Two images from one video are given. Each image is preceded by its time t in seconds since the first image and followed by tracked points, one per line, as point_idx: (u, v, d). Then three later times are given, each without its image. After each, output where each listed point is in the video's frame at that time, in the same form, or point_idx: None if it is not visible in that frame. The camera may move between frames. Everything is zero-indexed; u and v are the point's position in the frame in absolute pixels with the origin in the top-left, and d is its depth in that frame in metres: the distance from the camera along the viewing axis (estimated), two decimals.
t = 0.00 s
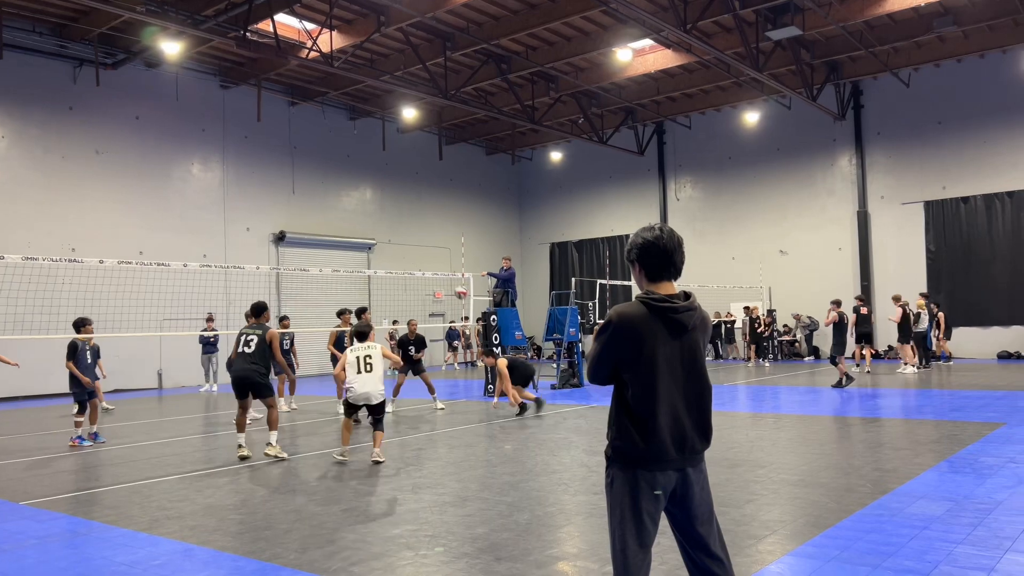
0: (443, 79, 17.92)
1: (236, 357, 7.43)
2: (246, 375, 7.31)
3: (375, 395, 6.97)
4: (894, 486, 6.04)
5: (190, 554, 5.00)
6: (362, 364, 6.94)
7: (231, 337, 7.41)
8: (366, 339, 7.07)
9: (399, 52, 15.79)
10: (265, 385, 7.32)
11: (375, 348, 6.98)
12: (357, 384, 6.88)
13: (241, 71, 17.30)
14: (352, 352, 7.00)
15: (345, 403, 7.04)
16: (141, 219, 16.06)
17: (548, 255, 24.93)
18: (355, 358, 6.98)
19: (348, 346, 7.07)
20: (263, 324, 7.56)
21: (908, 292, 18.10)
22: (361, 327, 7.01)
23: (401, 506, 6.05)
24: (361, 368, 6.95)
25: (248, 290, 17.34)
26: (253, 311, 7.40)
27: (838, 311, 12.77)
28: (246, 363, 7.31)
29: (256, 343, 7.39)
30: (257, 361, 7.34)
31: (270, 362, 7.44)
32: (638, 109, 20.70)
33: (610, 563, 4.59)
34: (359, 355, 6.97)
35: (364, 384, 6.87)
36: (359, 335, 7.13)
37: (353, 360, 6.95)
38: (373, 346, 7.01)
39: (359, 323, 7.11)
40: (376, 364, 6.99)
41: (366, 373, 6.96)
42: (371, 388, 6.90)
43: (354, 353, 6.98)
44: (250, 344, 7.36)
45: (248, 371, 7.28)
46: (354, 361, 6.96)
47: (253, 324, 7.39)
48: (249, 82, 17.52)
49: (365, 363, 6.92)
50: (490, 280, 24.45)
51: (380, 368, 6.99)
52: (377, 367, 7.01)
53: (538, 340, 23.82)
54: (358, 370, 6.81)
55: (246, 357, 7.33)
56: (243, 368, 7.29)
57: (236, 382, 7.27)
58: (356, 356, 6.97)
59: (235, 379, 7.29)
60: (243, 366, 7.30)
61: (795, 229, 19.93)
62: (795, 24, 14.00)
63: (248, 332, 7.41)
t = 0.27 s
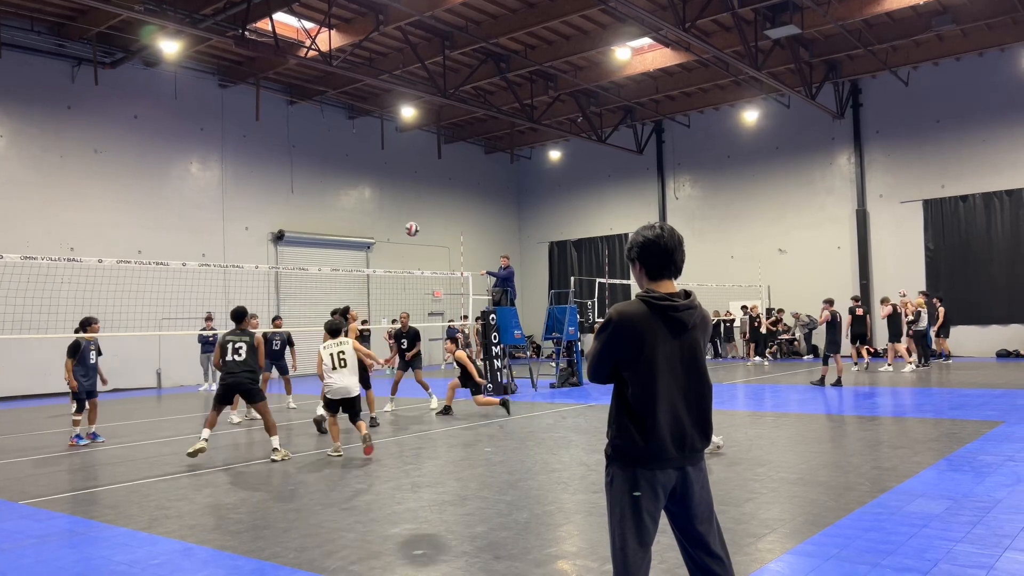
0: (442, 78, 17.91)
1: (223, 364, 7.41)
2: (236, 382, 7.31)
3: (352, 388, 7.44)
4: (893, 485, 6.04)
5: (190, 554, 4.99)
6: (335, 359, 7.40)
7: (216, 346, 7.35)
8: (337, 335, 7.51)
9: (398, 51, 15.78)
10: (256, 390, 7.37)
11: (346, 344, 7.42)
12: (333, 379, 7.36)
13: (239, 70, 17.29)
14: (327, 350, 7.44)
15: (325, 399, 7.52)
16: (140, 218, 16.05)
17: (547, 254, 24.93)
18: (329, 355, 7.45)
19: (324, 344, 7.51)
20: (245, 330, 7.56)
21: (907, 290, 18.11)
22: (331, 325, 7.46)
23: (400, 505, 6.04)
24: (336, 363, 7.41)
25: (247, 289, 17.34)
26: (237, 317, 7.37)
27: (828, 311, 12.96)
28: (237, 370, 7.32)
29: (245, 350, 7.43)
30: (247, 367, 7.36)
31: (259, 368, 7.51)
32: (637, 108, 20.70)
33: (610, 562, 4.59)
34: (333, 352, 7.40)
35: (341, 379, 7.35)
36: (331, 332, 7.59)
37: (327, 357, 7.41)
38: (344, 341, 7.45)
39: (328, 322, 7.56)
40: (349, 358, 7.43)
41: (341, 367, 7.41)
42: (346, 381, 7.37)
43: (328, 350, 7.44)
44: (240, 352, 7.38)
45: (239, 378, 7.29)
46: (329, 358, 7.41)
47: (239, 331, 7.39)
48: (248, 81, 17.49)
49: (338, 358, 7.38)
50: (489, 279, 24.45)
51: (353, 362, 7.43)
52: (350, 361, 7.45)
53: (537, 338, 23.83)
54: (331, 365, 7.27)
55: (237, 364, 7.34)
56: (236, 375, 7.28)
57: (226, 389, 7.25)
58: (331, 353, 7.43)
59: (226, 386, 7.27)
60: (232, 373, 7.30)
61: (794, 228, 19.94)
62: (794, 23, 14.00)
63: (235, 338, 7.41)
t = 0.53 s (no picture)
0: (447, 76, 17.91)
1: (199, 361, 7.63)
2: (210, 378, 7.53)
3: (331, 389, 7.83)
4: (900, 483, 6.03)
5: (197, 551, 5.01)
6: (321, 360, 7.80)
7: (194, 342, 7.58)
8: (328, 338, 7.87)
9: (403, 50, 15.79)
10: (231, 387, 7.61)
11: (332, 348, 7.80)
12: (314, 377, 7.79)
13: (245, 69, 17.33)
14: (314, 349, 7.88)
15: (307, 393, 7.98)
16: (146, 216, 16.08)
17: (553, 253, 24.92)
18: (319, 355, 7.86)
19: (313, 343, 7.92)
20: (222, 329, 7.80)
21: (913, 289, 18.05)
22: (321, 328, 7.83)
23: (406, 503, 6.05)
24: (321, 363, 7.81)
25: (253, 287, 17.38)
26: (212, 316, 7.56)
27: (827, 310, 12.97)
28: (213, 366, 7.56)
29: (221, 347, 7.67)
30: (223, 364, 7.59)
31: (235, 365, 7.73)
32: (643, 106, 20.69)
33: (616, 560, 4.59)
34: (319, 353, 7.82)
35: (320, 379, 7.76)
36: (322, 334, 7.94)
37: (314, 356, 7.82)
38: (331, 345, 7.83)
39: (321, 324, 7.88)
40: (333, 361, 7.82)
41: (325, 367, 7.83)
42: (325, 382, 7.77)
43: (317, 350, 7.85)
44: (215, 349, 7.62)
45: (215, 374, 7.52)
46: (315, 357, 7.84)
47: (216, 329, 7.64)
48: (254, 80, 17.51)
49: (322, 359, 7.78)
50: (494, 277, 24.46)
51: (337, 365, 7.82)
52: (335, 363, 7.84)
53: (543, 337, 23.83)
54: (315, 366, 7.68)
55: (212, 360, 7.58)
56: (212, 371, 7.52)
57: (201, 385, 7.47)
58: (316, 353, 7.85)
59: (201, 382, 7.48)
60: (208, 369, 7.52)
61: (800, 226, 19.90)
62: (800, 20, 13.97)
63: (212, 336, 7.65)
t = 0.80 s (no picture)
0: (457, 75, 17.91)
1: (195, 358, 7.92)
2: (204, 375, 7.81)
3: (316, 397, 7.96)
4: (913, 483, 6.00)
5: (210, 548, 5.04)
6: (305, 370, 7.91)
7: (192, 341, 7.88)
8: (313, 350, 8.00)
9: (413, 48, 15.80)
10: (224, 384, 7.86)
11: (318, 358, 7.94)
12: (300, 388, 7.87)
13: (256, 68, 17.39)
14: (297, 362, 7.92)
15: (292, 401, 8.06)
16: (158, 215, 16.16)
17: (562, 251, 24.90)
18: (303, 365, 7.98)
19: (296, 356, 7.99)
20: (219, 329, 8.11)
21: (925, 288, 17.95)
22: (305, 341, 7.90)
23: (417, 501, 6.07)
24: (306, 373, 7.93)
25: (264, 285, 17.44)
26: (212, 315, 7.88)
27: (829, 308, 12.84)
28: (210, 363, 7.84)
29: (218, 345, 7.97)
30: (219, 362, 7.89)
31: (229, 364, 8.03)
32: (653, 104, 20.65)
33: (627, 559, 4.58)
34: (303, 364, 7.89)
35: (307, 388, 7.86)
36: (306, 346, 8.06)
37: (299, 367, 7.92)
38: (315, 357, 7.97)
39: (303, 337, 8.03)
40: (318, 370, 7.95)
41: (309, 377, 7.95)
42: (311, 390, 7.88)
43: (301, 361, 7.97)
44: (213, 346, 7.90)
45: (209, 371, 7.79)
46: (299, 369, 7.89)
47: (214, 328, 7.95)
48: (265, 79, 17.57)
49: (307, 370, 7.90)
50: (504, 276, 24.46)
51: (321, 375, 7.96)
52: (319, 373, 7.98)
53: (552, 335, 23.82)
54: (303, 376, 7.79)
55: (209, 357, 7.85)
56: (209, 367, 7.80)
57: (197, 380, 7.74)
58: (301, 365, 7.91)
59: (196, 378, 7.76)
60: (203, 366, 7.81)
61: (811, 224, 19.81)
62: (812, 17, 13.90)
63: (209, 335, 7.96)
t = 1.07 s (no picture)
0: (469, 73, 17.93)
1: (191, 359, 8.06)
2: (201, 376, 7.97)
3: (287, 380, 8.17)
4: (928, 482, 5.96)
5: (224, 544, 5.06)
6: (275, 356, 8.25)
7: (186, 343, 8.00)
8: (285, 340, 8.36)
9: (425, 46, 15.82)
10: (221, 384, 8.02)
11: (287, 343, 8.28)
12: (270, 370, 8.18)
13: (269, 66, 17.47)
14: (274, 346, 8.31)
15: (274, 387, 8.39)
16: (172, 213, 16.26)
17: (574, 249, 24.87)
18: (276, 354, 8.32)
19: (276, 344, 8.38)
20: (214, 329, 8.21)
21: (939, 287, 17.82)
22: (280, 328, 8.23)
23: (430, 498, 6.08)
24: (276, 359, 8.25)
25: (277, 283, 17.51)
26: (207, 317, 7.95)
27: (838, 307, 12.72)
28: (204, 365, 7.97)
29: (213, 346, 8.06)
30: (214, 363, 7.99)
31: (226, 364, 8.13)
32: (665, 102, 20.60)
33: (640, 557, 4.57)
34: (275, 349, 8.23)
35: (274, 370, 8.12)
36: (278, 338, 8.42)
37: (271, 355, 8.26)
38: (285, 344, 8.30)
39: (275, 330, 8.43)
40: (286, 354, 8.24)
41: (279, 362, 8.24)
42: (279, 372, 8.14)
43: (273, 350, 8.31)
44: (207, 348, 8.01)
45: (203, 372, 7.93)
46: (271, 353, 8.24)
47: (207, 329, 8.05)
48: (278, 77, 17.63)
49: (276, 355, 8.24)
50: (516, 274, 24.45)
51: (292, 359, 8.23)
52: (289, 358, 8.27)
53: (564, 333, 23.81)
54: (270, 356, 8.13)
55: (204, 359, 7.97)
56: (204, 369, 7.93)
57: (193, 382, 7.91)
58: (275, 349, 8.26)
59: (193, 380, 7.92)
60: (198, 367, 7.94)
61: (824, 222, 19.71)
62: (826, 14, 13.83)
63: (203, 336, 8.05)
